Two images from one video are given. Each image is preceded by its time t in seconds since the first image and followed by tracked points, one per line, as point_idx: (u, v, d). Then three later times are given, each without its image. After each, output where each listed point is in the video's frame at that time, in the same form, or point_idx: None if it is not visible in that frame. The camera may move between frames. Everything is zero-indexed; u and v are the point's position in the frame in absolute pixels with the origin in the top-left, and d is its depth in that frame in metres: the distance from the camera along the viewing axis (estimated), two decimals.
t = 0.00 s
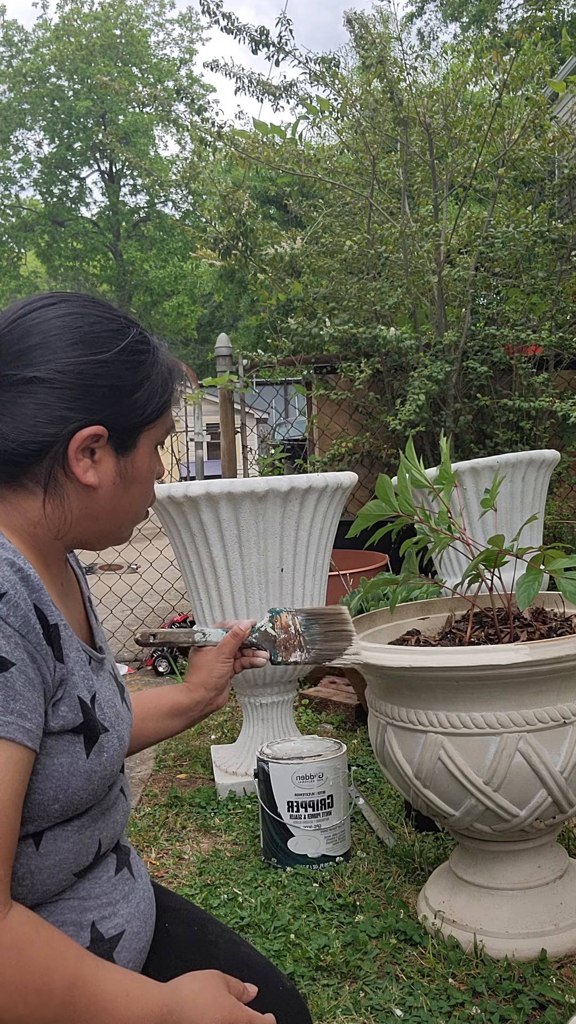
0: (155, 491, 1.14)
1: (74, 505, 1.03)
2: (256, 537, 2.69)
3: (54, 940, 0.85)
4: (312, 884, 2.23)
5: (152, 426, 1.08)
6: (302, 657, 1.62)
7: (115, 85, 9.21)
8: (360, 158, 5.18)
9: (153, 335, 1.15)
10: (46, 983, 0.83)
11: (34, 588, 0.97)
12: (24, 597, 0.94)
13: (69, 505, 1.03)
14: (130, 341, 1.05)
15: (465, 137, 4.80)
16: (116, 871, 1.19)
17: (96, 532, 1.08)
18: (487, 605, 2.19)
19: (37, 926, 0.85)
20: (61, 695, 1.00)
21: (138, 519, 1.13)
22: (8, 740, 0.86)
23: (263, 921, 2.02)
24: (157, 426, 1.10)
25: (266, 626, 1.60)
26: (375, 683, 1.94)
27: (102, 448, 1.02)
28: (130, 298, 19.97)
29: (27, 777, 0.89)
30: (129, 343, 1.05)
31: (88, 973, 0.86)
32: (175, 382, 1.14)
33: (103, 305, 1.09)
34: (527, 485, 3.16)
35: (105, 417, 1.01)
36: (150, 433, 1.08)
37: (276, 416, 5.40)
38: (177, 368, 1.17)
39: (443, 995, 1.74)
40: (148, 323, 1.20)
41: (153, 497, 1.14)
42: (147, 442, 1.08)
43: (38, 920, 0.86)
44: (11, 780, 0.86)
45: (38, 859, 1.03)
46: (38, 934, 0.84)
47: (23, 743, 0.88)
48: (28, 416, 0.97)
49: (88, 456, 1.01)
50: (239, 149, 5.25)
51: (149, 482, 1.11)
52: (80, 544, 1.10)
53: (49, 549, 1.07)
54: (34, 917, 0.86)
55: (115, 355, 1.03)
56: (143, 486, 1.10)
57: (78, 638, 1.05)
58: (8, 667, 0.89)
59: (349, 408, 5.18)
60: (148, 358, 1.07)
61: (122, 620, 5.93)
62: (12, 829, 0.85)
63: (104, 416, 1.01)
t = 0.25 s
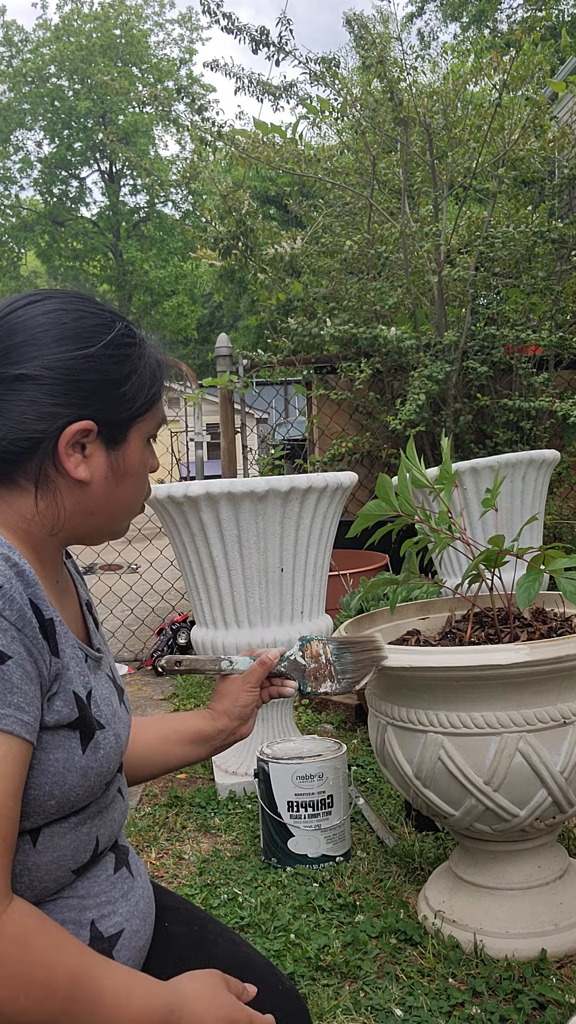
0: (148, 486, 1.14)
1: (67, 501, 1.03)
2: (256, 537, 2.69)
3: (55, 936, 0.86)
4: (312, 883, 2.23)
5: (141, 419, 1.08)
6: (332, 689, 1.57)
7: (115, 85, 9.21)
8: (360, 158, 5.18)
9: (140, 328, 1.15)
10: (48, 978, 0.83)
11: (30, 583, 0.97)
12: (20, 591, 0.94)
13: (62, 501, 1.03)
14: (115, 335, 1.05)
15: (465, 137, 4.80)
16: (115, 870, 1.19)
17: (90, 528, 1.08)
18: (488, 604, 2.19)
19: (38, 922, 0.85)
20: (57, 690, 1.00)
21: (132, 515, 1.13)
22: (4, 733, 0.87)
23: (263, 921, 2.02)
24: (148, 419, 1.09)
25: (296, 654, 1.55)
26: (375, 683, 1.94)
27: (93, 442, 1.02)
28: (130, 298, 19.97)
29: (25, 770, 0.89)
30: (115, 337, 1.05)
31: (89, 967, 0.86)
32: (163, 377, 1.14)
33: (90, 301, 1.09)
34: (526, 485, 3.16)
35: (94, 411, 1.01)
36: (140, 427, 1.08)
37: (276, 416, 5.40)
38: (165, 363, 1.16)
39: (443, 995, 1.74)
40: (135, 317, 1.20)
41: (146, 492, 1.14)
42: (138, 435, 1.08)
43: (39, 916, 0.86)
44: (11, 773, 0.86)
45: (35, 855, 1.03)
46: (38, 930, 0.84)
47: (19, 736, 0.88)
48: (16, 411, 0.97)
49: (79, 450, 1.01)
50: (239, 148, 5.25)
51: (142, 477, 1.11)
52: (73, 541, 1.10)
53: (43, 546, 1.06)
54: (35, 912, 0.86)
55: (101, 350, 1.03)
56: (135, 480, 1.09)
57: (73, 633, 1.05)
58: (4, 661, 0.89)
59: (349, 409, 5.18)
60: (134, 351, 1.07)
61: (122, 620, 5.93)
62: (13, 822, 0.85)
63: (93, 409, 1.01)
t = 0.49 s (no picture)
0: (147, 485, 1.13)
1: (64, 501, 1.03)
2: (256, 537, 2.69)
3: (55, 938, 0.85)
4: (312, 883, 2.23)
5: (138, 417, 1.07)
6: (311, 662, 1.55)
7: (115, 85, 9.21)
8: (360, 158, 5.18)
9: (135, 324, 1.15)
10: (48, 980, 0.83)
11: (32, 589, 0.97)
12: (22, 598, 0.94)
13: (59, 500, 1.02)
14: (107, 332, 1.05)
15: (465, 137, 4.80)
16: (114, 868, 1.19)
17: (89, 527, 1.08)
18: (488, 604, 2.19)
19: (37, 923, 0.85)
20: (60, 695, 1.00)
21: (132, 515, 1.12)
22: (7, 741, 0.87)
23: (263, 921, 2.02)
24: (145, 417, 1.09)
25: (276, 633, 1.54)
26: (375, 683, 1.94)
27: (88, 440, 1.02)
28: (130, 298, 19.97)
29: (26, 776, 0.89)
30: (107, 334, 1.05)
31: (88, 969, 0.86)
32: (160, 373, 1.13)
33: (83, 298, 1.09)
34: (526, 484, 3.16)
35: (88, 409, 1.00)
36: (138, 425, 1.08)
37: (276, 416, 5.40)
38: (162, 359, 1.15)
39: (443, 995, 1.74)
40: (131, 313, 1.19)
41: (146, 491, 1.13)
42: (135, 433, 1.07)
43: (38, 917, 0.86)
44: (14, 779, 0.86)
45: (37, 858, 1.03)
46: (37, 931, 0.84)
47: (22, 743, 0.88)
48: (10, 411, 0.97)
49: (75, 450, 1.01)
50: (239, 148, 5.25)
51: (142, 474, 1.10)
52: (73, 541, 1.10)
53: (43, 547, 1.06)
54: (34, 914, 0.86)
55: (93, 347, 1.02)
56: (135, 479, 1.09)
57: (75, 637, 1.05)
58: (7, 668, 0.89)
59: (349, 409, 5.18)
60: (128, 348, 1.07)
61: (122, 620, 5.93)
62: (13, 826, 0.85)
63: (86, 408, 1.00)
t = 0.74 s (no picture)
0: (148, 485, 1.12)
1: (59, 502, 1.03)
2: (256, 537, 2.69)
3: (50, 939, 0.86)
4: (312, 883, 2.23)
5: (134, 418, 1.07)
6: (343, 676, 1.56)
7: (115, 85, 9.21)
8: (360, 158, 5.18)
9: (132, 322, 1.14)
10: (44, 982, 0.83)
11: (29, 589, 0.97)
12: (18, 598, 0.94)
13: (53, 502, 1.02)
14: (99, 332, 1.05)
15: (465, 137, 4.80)
16: (114, 869, 1.19)
17: (85, 528, 1.08)
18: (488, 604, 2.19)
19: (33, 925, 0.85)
20: (57, 696, 1.00)
21: (132, 515, 1.12)
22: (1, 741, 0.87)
23: (263, 921, 2.02)
24: (142, 417, 1.08)
25: (305, 643, 1.52)
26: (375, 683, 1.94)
27: (82, 443, 1.01)
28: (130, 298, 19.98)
29: (21, 776, 0.89)
30: (98, 334, 1.04)
31: (84, 969, 0.86)
32: (157, 372, 1.12)
33: (77, 297, 1.09)
34: (526, 484, 3.16)
35: (80, 411, 1.00)
36: (134, 425, 1.07)
37: (276, 416, 5.40)
38: (159, 357, 1.14)
39: (443, 995, 1.74)
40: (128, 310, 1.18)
41: (146, 491, 1.12)
42: (130, 433, 1.06)
43: (33, 919, 0.86)
44: (8, 780, 0.87)
45: (35, 859, 1.03)
46: (32, 932, 0.84)
47: (16, 744, 0.88)
48: (5, 416, 0.97)
49: (68, 452, 1.01)
50: (239, 148, 5.25)
51: (141, 475, 1.09)
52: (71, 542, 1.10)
53: (40, 548, 1.06)
54: (30, 916, 0.86)
55: (84, 348, 1.02)
56: (133, 480, 1.08)
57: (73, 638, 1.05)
58: (1, 668, 0.89)
59: (349, 409, 5.18)
60: (121, 347, 1.06)
61: (122, 620, 5.93)
62: (7, 827, 0.85)
63: (78, 410, 1.00)
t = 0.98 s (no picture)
0: (152, 494, 1.12)
1: (59, 514, 1.03)
2: (256, 537, 2.69)
3: (52, 950, 0.86)
4: (312, 883, 2.23)
5: (136, 429, 1.06)
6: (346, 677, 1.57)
7: (115, 86, 9.21)
8: (360, 158, 5.18)
9: (136, 328, 1.13)
10: (46, 995, 0.83)
11: (33, 602, 0.97)
12: (22, 612, 0.94)
13: (53, 513, 1.03)
14: (100, 342, 1.03)
15: (465, 137, 4.80)
16: (116, 871, 1.18)
17: (87, 538, 1.08)
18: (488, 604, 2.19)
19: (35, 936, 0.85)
20: (61, 709, 1.00)
21: (136, 524, 1.11)
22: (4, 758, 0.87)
23: (263, 921, 2.02)
24: (145, 427, 1.07)
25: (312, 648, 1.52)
26: (375, 683, 1.94)
27: (82, 457, 1.01)
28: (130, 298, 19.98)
29: (24, 791, 0.89)
30: (100, 344, 1.03)
31: (86, 978, 0.86)
32: (160, 380, 1.11)
33: (79, 303, 1.08)
34: (526, 484, 3.16)
35: (80, 426, 0.99)
36: (137, 436, 1.06)
37: (276, 416, 5.40)
38: (163, 364, 1.13)
39: (443, 995, 1.74)
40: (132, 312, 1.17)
41: (150, 501, 1.12)
42: (133, 445, 1.06)
43: (35, 929, 0.86)
44: (10, 796, 0.87)
45: (39, 870, 1.03)
46: (33, 944, 0.85)
47: (19, 760, 0.88)
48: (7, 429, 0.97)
49: (69, 466, 1.01)
50: (239, 148, 5.25)
51: (145, 486, 1.08)
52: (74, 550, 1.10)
53: (42, 558, 1.07)
54: (32, 927, 0.87)
55: (85, 359, 1.01)
56: (136, 492, 1.07)
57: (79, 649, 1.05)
58: (4, 685, 0.89)
59: (349, 409, 5.18)
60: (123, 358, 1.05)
61: (121, 620, 5.93)
62: (8, 843, 0.85)
63: (79, 424, 0.99)
